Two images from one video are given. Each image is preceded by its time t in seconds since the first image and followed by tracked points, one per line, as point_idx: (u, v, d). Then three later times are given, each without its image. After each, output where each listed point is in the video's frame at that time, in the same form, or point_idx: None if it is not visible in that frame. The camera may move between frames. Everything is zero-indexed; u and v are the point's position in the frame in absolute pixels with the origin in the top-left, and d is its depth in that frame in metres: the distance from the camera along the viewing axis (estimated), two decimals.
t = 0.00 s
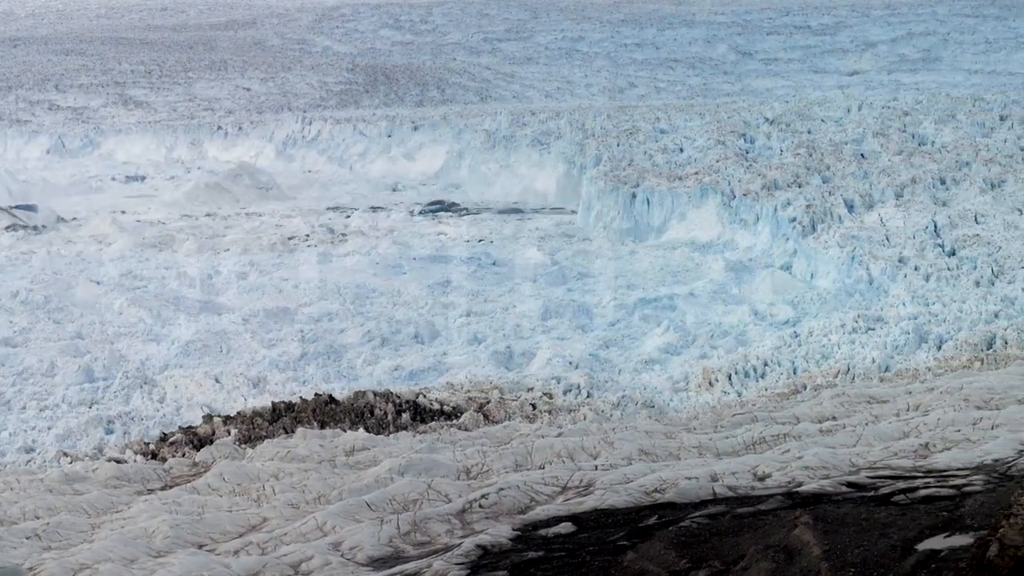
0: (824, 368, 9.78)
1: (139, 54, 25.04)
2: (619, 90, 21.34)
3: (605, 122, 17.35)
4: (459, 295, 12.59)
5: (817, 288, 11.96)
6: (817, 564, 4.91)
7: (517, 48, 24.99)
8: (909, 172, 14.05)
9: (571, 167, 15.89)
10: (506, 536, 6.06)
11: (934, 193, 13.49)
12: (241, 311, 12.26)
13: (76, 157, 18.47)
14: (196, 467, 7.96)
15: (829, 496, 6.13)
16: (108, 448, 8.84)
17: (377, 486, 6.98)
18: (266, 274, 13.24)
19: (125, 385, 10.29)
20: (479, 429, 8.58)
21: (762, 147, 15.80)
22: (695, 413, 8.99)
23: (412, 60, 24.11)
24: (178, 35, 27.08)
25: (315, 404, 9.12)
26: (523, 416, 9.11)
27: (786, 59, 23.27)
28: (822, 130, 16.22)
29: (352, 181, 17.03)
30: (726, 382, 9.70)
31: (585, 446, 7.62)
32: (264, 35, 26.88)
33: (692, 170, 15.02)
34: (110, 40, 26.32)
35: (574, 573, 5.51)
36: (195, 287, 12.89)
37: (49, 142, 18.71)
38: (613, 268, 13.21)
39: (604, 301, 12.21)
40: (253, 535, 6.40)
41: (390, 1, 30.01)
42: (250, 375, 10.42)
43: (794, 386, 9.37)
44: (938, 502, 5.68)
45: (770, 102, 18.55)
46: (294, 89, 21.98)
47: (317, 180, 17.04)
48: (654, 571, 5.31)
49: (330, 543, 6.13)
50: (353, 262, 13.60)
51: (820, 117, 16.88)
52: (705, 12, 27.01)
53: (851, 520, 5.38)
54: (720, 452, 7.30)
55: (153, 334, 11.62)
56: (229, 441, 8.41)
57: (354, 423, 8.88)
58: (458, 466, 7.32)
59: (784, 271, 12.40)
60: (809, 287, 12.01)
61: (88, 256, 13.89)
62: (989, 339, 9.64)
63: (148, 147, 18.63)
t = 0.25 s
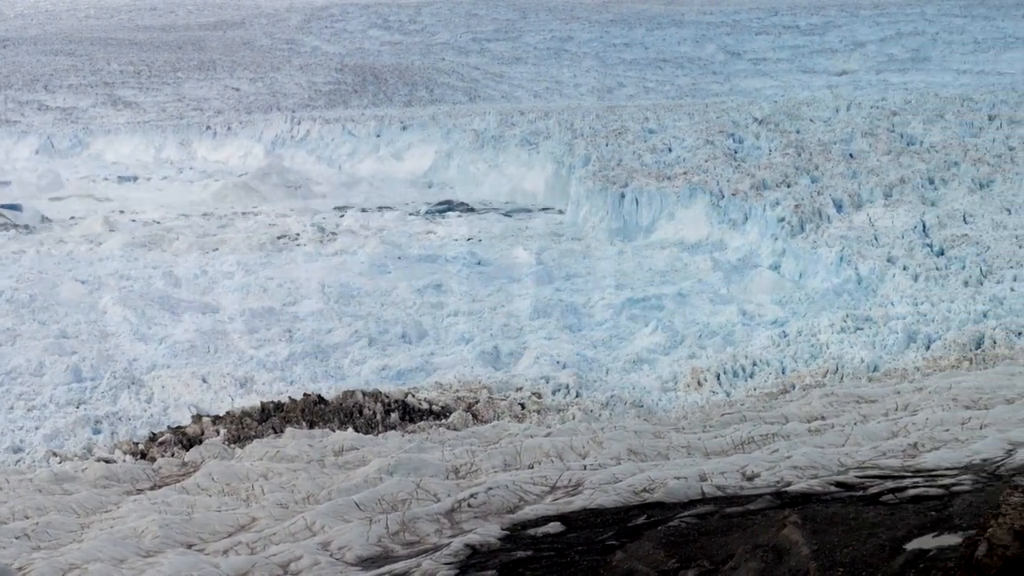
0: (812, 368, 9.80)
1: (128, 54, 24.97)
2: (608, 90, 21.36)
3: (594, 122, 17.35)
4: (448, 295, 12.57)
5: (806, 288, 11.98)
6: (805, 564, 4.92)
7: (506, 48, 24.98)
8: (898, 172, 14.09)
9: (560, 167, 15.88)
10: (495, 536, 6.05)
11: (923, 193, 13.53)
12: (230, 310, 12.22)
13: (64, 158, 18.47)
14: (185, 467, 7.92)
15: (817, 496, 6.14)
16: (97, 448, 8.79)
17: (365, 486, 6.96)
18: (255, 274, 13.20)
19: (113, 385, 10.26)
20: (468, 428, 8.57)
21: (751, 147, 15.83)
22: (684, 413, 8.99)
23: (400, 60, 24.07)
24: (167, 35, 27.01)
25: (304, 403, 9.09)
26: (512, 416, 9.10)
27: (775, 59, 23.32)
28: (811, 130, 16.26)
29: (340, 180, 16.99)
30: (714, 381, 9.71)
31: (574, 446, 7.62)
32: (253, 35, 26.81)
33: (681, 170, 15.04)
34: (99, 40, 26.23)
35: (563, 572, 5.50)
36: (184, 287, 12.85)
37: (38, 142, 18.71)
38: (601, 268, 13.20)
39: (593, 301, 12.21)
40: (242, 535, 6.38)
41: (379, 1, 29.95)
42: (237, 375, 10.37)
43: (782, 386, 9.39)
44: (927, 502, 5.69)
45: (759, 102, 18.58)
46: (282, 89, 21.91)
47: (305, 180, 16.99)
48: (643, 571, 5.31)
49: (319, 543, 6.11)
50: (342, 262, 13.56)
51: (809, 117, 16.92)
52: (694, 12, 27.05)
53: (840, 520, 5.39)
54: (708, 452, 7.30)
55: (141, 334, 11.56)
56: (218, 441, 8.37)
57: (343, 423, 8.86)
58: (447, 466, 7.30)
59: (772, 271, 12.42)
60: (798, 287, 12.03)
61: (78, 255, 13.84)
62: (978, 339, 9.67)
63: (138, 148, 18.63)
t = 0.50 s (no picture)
0: (803, 368, 9.82)
1: (118, 54, 24.90)
2: (599, 90, 21.37)
3: (585, 122, 17.36)
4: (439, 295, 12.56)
5: (797, 288, 12.01)
6: (796, 564, 4.93)
7: (496, 48, 24.97)
8: (888, 172, 14.13)
9: (551, 167, 15.86)
10: (486, 536, 6.04)
11: (913, 193, 13.58)
12: (219, 310, 12.18)
13: (54, 157, 18.43)
14: (176, 467, 7.89)
15: (808, 496, 6.15)
16: (87, 448, 8.76)
17: (356, 486, 6.94)
18: (245, 274, 13.16)
19: (103, 385, 10.21)
20: (458, 429, 8.56)
21: (741, 148, 15.86)
22: (675, 413, 9.00)
23: (391, 60, 24.03)
24: (157, 35, 26.93)
25: (295, 404, 9.06)
26: (503, 416, 9.09)
27: (765, 59, 23.37)
28: (801, 130, 16.30)
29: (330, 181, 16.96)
30: (705, 382, 9.72)
31: (565, 446, 7.61)
32: (243, 35, 26.74)
33: (671, 170, 15.06)
34: (89, 40, 26.15)
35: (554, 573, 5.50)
36: (175, 287, 12.81)
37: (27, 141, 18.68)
38: (591, 268, 13.20)
39: (583, 301, 12.21)
40: (232, 535, 6.35)
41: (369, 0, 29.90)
42: (228, 375, 10.34)
43: (773, 386, 9.41)
44: (918, 502, 5.71)
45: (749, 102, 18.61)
46: (273, 89, 21.86)
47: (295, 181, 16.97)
48: (634, 571, 5.31)
49: (310, 543, 6.09)
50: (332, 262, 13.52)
51: (799, 117, 16.96)
52: (685, 12, 27.09)
53: (830, 520, 5.40)
54: (699, 452, 7.31)
55: (131, 334, 11.51)
56: (208, 441, 8.34)
57: (334, 423, 8.84)
58: (438, 466, 7.29)
59: (763, 271, 12.45)
60: (788, 287, 12.06)
61: (68, 255, 13.78)
62: (969, 339, 9.70)
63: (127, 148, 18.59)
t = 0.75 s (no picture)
0: (792, 367, 9.83)
1: (107, 54, 24.81)
2: (588, 90, 21.37)
3: (574, 122, 17.35)
4: (428, 294, 12.54)
5: (786, 288, 12.02)
6: (785, 563, 4.94)
7: (485, 48, 24.94)
8: (877, 172, 14.17)
9: (541, 166, 15.84)
10: (475, 536, 6.03)
11: (902, 193, 13.61)
12: (208, 309, 12.13)
13: (42, 157, 18.41)
14: (165, 467, 7.85)
15: (797, 496, 6.15)
16: (76, 448, 8.71)
17: (345, 486, 6.92)
18: (235, 273, 13.11)
19: (92, 385, 10.16)
20: (447, 429, 8.53)
21: (730, 147, 15.88)
22: (664, 413, 9.00)
23: (380, 60, 23.98)
24: (146, 35, 26.83)
25: (284, 403, 9.03)
26: (492, 416, 9.07)
27: (754, 59, 23.41)
28: (790, 130, 16.33)
29: (319, 180, 16.91)
30: (694, 381, 9.73)
31: (554, 446, 7.60)
32: (233, 35, 26.66)
33: (661, 170, 15.06)
34: (77, 40, 26.04)
35: (543, 573, 5.49)
36: (164, 286, 12.76)
37: (16, 141, 18.66)
38: (580, 268, 13.19)
39: (572, 301, 12.21)
40: (222, 535, 6.33)
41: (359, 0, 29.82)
42: (216, 375, 10.30)
43: (762, 386, 9.42)
44: (907, 502, 5.71)
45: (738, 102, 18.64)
46: (262, 89, 21.79)
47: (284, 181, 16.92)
48: (623, 571, 5.31)
49: (298, 543, 6.07)
50: (321, 262, 13.47)
51: (789, 117, 16.99)
52: (674, 12, 27.12)
53: (819, 520, 5.41)
54: (688, 452, 7.31)
55: (120, 334, 11.45)
56: (197, 441, 8.30)
57: (323, 423, 8.80)
58: (427, 466, 7.27)
59: (752, 271, 12.46)
60: (777, 286, 12.07)
61: (57, 254, 13.72)
62: (958, 339, 9.73)
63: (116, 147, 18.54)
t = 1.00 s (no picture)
0: (781, 368, 9.85)
1: (96, 54, 24.74)
2: (577, 90, 21.37)
3: (563, 122, 17.36)
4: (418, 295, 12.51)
5: (775, 288, 12.05)
6: (774, 563, 4.95)
7: (474, 48, 24.93)
8: (866, 172, 14.21)
9: (530, 166, 15.82)
10: (464, 536, 6.02)
11: (891, 193, 13.66)
12: (197, 309, 12.09)
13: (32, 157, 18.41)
14: (155, 466, 7.82)
15: (786, 496, 6.16)
16: (65, 448, 8.68)
17: (334, 486, 6.90)
18: (224, 273, 13.08)
19: (81, 385, 10.13)
20: (436, 428, 8.52)
21: (719, 148, 15.91)
22: (653, 413, 9.01)
23: (369, 60, 23.94)
24: (135, 35, 26.76)
25: (273, 403, 9.00)
26: (481, 416, 9.06)
27: (743, 59, 23.47)
28: (778, 130, 16.37)
29: (308, 180, 16.87)
30: (683, 382, 9.74)
31: (543, 446, 7.60)
32: (222, 35, 26.59)
33: (650, 170, 15.08)
34: (66, 40, 25.96)
35: (532, 573, 5.49)
36: (153, 286, 12.72)
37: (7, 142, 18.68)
38: (569, 268, 13.19)
39: (561, 301, 12.21)
40: (211, 535, 6.31)
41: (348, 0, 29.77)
42: (206, 375, 10.26)
43: (751, 386, 9.43)
44: (896, 502, 5.73)
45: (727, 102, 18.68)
46: (251, 89, 21.74)
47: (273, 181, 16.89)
48: (612, 571, 5.31)
49: (287, 543, 6.05)
50: (310, 261, 13.43)
51: (777, 117, 17.04)
52: (663, 12, 27.16)
53: (809, 520, 5.42)
54: (677, 452, 7.32)
55: (108, 334, 11.41)
56: (186, 441, 8.27)
57: (312, 423, 8.78)
58: (416, 466, 7.25)
59: (741, 271, 12.48)
60: (766, 286, 12.09)
61: (45, 254, 13.67)
62: (946, 339, 9.76)
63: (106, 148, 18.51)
